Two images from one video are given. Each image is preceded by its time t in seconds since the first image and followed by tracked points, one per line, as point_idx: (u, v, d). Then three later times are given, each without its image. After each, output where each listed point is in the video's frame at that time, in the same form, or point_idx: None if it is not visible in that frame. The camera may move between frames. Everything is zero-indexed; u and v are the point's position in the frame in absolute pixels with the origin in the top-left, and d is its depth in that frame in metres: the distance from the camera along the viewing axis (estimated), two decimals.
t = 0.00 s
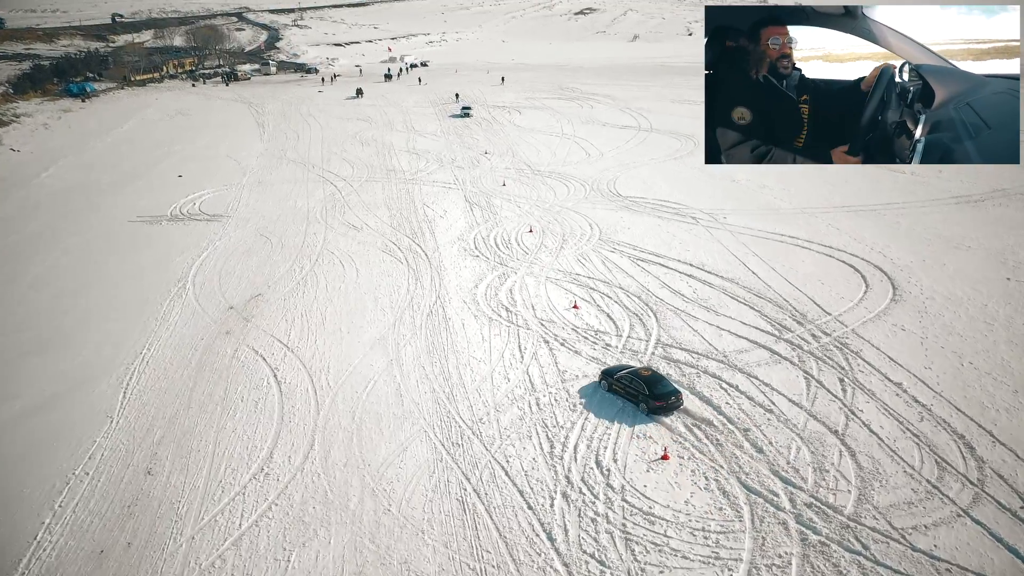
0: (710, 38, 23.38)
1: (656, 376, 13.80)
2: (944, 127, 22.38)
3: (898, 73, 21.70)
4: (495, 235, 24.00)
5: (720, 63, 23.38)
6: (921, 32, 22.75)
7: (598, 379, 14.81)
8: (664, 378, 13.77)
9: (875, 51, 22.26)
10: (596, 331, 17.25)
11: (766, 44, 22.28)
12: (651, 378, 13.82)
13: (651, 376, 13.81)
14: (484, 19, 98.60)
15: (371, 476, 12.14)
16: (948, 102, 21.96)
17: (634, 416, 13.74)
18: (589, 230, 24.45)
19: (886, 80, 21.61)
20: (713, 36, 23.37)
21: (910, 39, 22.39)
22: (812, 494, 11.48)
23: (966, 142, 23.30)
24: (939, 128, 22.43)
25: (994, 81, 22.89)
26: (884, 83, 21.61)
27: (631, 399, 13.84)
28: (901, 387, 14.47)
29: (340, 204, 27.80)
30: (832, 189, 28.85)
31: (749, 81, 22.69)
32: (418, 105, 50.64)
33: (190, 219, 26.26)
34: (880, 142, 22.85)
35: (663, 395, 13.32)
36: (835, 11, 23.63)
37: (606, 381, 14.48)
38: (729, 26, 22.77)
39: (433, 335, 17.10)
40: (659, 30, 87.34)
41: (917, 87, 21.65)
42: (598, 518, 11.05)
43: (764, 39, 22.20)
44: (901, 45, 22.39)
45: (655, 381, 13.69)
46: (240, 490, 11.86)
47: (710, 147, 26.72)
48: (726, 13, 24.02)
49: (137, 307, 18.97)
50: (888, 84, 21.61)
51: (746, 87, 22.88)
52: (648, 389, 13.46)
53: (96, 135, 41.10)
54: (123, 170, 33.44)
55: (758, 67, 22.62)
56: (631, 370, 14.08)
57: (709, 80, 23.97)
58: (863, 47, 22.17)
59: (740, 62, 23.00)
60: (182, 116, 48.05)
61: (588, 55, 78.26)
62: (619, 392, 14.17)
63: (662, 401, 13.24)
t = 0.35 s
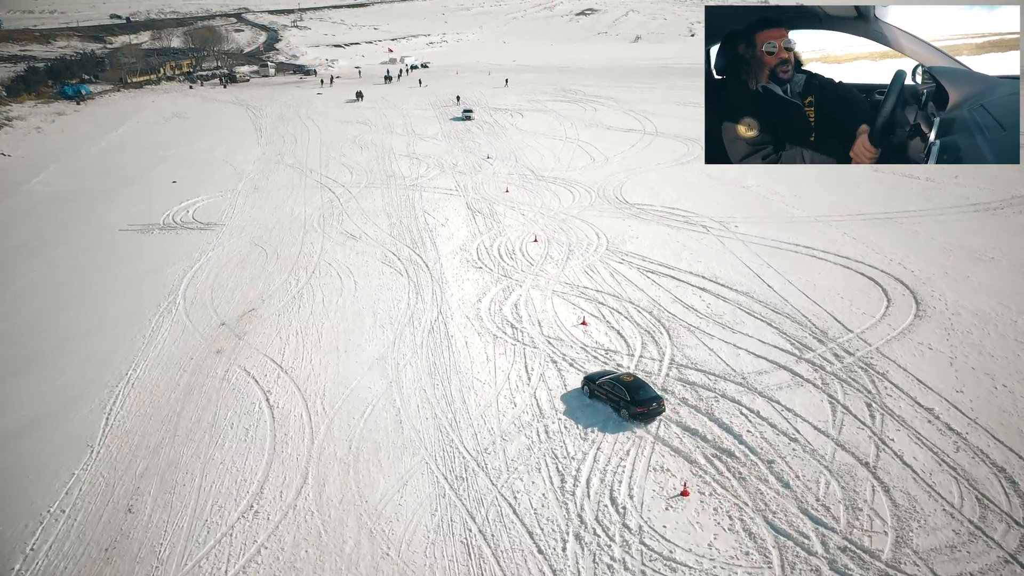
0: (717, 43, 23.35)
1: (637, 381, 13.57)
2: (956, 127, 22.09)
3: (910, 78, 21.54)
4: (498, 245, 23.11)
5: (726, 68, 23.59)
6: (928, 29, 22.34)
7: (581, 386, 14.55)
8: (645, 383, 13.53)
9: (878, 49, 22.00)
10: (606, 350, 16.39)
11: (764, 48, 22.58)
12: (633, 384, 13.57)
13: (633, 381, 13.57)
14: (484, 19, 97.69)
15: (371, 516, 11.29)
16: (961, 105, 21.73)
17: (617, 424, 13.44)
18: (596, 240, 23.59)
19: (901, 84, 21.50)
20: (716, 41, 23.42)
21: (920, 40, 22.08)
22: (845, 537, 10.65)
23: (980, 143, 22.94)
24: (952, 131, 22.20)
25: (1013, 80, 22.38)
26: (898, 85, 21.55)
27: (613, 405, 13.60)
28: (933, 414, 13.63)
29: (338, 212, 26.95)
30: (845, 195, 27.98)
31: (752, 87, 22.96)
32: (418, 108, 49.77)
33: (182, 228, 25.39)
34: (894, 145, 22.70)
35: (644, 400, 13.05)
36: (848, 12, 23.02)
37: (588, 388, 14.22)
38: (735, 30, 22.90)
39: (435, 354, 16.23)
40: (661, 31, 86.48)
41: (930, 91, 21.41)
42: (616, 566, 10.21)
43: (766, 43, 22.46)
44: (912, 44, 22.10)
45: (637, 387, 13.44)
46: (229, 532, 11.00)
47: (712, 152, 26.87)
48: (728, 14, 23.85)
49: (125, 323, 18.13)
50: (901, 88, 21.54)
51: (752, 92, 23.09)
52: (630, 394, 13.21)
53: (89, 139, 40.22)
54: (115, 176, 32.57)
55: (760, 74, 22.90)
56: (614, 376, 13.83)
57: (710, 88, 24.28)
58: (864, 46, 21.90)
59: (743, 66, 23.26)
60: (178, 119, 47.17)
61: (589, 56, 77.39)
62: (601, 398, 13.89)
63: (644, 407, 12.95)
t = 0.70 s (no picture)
0: (721, 44, 23.52)
1: (619, 390, 13.48)
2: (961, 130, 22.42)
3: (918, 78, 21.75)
4: (501, 257, 22.18)
5: (731, 71, 23.66)
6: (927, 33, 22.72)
7: (566, 393, 14.38)
8: (626, 393, 13.42)
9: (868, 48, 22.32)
10: (617, 373, 15.46)
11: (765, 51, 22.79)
12: (615, 393, 13.39)
13: (615, 389, 13.50)
14: (485, 20, 96.74)
15: (367, 565, 10.40)
16: (967, 105, 22.09)
17: (597, 432, 13.33)
18: (603, 251, 22.67)
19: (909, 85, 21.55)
20: (720, 41, 23.59)
21: (923, 43, 22.46)
22: None
23: (985, 145, 23.25)
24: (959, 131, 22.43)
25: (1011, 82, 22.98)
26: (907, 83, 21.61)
27: (595, 414, 13.45)
28: (969, 446, 12.76)
29: (336, 221, 26.05)
30: (859, 203, 27.09)
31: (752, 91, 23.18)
32: (419, 111, 48.88)
33: (174, 238, 24.48)
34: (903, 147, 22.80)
35: (624, 411, 12.92)
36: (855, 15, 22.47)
37: (572, 396, 14.07)
38: (739, 32, 22.96)
39: (436, 378, 15.32)
40: (664, 33, 85.50)
41: (937, 91, 21.61)
42: None
43: (767, 45, 22.67)
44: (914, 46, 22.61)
45: (619, 397, 13.26)
46: None
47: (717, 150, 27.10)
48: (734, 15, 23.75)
49: (110, 343, 17.24)
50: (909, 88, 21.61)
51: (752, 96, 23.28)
52: (610, 404, 13.06)
53: (82, 144, 39.30)
54: (107, 182, 31.67)
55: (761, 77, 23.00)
56: (596, 385, 13.63)
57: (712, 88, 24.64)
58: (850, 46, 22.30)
59: (746, 69, 23.44)
60: (173, 123, 46.25)
61: (591, 58, 76.43)
62: (583, 407, 13.76)
63: (623, 417, 12.84)
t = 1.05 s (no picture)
0: (721, 40, 21.25)
1: (602, 402, 13.13)
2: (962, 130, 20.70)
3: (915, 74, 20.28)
4: (504, 273, 21.18)
5: (732, 68, 21.25)
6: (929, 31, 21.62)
7: (554, 400, 14.23)
8: (609, 405, 13.06)
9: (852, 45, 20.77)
10: (628, 403, 14.47)
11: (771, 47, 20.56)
12: (596, 404, 13.10)
13: (597, 400, 13.15)
14: (486, 22, 95.82)
15: None
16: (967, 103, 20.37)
17: (577, 441, 13.16)
18: (611, 266, 21.67)
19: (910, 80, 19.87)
20: (720, 38, 21.38)
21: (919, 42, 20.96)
22: None
23: (989, 146, 21.53)
24: (962, 132, 20.72)
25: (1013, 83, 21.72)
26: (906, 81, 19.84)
27: (575, 424, 13.23)
28: (1012, 489, 11.80)
29: (332, 232, 25.06)
30: (875, 214, 26.15)
31: (762, 88, 20.75)
32: (418, 115, 47.90)
33: (163, 250, 23.49)
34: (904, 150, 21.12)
35: (601, 422, 12.62)
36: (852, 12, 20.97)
37: (558, 403, 13.90)
38: (743, 27, 20.55)
39: (436, 409, 14.34)
40: (666, 35, 84.54)
41: (936, 89, 20.06)
42: None
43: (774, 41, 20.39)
44: (911, 44, 21.14)
45: (599, 408, 12.97)
46: None
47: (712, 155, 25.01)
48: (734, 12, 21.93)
49: (89, 367, 16.26)
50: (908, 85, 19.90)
51: (759, 93, 20.86)
52: (588, 415, 12.79)
53: (73, 149, 38.34)
54: (97, 190, 30.71)
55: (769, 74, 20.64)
56: (579, 394, 13.39)
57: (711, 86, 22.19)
58: (826, 44, 20.92)
59: (750, 66, 21.10)
60: (168, 127, 45.26)
61: (593, 61, 75.45)
62: (566, 415, 13.57)
63: (599, 429, 12.55)
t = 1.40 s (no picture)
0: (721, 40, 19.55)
1: (588, 407, 13.13)
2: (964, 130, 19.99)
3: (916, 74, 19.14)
4: (507, 287, 20.31)
5: (732, 70, 19.74)
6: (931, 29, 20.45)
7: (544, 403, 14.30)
8: (596, 411, 13.05)
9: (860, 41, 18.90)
10: (639, 432, 13.61)
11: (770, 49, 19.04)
12: (582, 408, 13.13)
13: (584, 405, 13.15)
14: (486, 23, 94.98)
15: None
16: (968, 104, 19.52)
17: (561, 444, 13.24)
18: (618, 280, 20.79)
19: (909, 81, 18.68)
20: (720, 36, 19.68)
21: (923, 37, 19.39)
22: None
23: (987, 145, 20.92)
24: (962, 132, 20.13)
25: (1016, 80, 20.85)
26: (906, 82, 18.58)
27: (561, 428, 13.28)
28: None
29: (328, 243, 24.20)
30: (890, 223, 25.31)
31: (760, 92, 19.39)
32: (417, 119, 47.05)
33: (153, 262, 22.63)
34: (900, 149, 20.34)
35: (584, 428, 12.66)
36: (858, 7, 19.56)
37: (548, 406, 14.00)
38: (743, 26, 18.92)
39: (436, 440, 13.46)
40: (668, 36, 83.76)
41: (936, 89, 19.25)
42: None
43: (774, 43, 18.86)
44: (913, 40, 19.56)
45: (584, 413, 13.00)
46: None
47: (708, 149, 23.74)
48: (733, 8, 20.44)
49: (69, 390, 15.40)
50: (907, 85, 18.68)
51: (758, 97, 19.48)
52: (572, 420, 12.85)
53: (65, 154, 37.48)
54: (86, 197, 29.84)
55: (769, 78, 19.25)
56: (566, 398, 13.44)
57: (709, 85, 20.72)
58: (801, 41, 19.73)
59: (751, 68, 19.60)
60: (163, 131, 44.41)
61: (595, 62, 74.64)
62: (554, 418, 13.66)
63: (581, 434, 12.59)
